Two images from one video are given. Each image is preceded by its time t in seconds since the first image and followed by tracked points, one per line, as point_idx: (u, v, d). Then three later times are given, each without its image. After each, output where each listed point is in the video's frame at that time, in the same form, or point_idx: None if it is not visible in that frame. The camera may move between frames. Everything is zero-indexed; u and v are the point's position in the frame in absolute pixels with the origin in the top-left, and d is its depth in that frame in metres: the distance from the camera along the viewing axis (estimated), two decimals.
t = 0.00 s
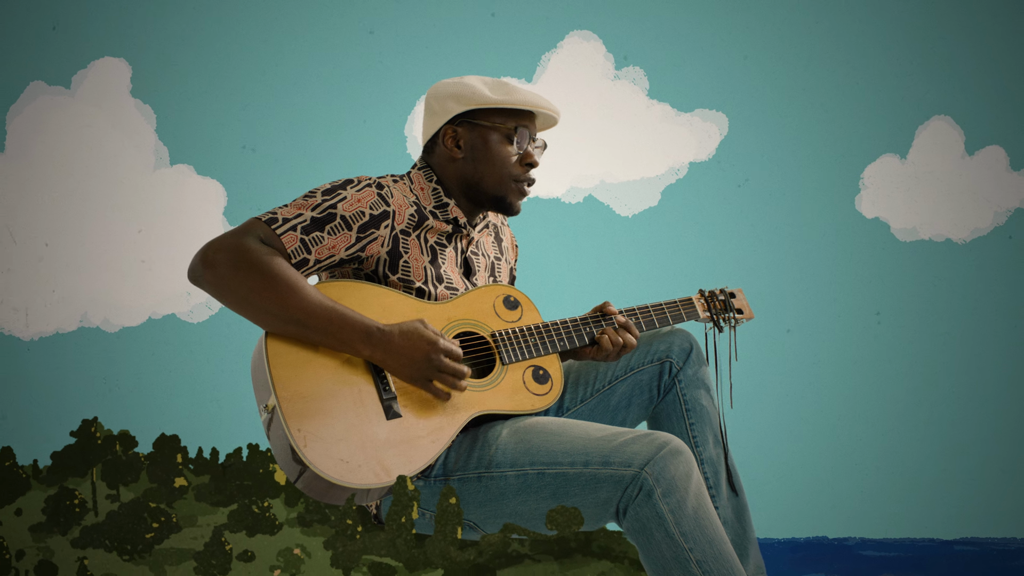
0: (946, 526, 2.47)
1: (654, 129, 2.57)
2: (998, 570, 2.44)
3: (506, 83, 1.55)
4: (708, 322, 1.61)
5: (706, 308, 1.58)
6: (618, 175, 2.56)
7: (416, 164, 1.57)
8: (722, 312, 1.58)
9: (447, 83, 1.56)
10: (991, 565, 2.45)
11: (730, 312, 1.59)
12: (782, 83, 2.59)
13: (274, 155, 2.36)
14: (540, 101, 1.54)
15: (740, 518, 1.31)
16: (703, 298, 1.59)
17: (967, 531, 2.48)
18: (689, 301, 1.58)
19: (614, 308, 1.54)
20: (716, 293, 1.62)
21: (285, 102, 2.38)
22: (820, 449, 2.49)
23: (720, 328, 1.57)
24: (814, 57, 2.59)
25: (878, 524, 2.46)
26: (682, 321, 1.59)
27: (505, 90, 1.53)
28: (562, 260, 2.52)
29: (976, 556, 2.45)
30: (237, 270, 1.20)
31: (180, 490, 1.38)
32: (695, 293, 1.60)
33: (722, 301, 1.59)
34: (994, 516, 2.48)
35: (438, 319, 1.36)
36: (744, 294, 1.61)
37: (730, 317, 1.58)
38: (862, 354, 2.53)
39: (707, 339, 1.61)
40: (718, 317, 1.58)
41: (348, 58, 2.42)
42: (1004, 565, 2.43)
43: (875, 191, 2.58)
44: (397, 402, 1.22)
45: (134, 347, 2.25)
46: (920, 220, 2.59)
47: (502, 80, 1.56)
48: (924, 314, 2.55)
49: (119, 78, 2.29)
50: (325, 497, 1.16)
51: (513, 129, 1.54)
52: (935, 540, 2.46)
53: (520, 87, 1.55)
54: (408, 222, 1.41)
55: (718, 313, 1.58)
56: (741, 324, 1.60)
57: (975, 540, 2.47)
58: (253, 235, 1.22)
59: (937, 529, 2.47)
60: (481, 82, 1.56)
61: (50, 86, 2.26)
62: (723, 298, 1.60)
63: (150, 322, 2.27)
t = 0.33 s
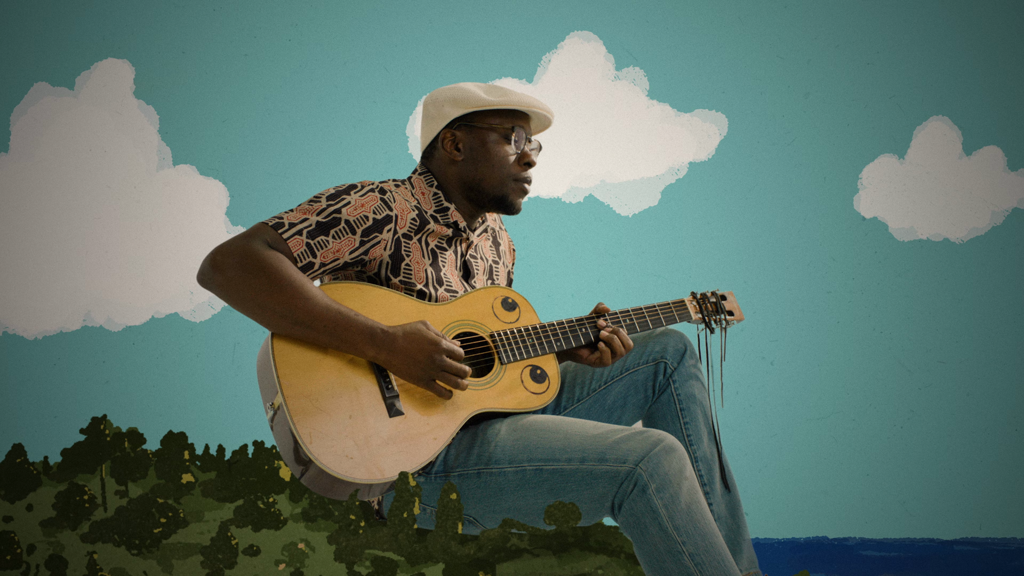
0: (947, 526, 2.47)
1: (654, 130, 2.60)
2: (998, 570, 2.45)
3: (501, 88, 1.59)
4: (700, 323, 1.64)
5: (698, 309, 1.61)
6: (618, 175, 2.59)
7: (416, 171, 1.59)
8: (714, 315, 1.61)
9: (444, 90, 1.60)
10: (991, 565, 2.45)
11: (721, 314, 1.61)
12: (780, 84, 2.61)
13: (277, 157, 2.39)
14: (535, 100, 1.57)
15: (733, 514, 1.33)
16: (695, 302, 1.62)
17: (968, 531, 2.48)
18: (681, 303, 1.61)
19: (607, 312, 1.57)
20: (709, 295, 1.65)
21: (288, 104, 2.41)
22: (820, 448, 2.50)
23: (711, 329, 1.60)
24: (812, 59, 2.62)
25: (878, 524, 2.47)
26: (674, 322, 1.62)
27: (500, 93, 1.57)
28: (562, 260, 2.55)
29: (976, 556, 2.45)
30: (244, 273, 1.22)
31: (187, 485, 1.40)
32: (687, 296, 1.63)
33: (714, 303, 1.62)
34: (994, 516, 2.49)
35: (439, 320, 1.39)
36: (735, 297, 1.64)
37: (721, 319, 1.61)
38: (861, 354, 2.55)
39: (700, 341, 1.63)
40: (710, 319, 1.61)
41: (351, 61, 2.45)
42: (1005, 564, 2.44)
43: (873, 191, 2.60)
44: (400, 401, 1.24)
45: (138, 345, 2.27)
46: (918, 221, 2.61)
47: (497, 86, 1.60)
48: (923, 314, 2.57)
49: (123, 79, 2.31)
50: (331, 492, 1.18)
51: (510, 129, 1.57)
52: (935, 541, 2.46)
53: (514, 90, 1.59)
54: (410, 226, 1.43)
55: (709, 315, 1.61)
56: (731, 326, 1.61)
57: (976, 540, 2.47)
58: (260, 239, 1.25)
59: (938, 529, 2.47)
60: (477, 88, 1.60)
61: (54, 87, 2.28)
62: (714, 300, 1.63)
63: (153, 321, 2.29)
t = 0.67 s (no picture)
0: (947, 527, 2.49)
1: (654, 130, 2.61)
2: (998, 569, 2.46)
3: (486, 87, 1.62)
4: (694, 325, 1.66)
5: (692, 312, 1.64)
6: (618, 174, 2.60)
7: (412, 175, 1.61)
8: (708, 317, 1.63)
9: (432, 95, 1.63)
10: (991, 565, 2.47)
11: (715, 316, 1.63)
12: (779, 85, 2.62)
13: (279, 158, 2.41)
14: (520, 95, 1.60)
15: (725, 511, 1.34)
16: (690, 303, 1.65)
17: (968, 532, 2.50)
18: (675, 306, 1.63)
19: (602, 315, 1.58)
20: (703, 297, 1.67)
21: (291, 105, 2.43)
22: (820, 448, 2.51)
23: (705, 331, 1.62)
24: (810, 60, 2.63)
25: (879, 524, 2.48)
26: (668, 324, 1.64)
27: (485, 92, 1.60)
28: (563, 260, 2.56)
29: (975, 556, 2.47)
30: (251, 274, 1.24)
31: (191, 483, 1.42)
32: (681, 298, 1.65)
33: (708, 305, 1.64)
34: (994, 516, 2.50)
35: (439, 321, 1.41)
36: (729, 299, 1.66)
37: (715, 321, 1.63)
38: (860, 354, 2.56)
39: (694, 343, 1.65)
40: (704, 321, 1.63)
41: (353, 63, 2.47)
42: (1004, 564, 2.46)
43: (872, 191, 2.61)
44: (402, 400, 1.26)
45: (140, 345, 2.29)
46: (917, 221, 2.62)
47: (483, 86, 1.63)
48: (922, 314, 2.58)
49: (126, 80, 2.33)
50: (333, 489, 1.21)
51: (499, 126, 1.59)
52: (935, 541, 2.48)
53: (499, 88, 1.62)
54: (411, 229, 1.45)
55: (703, 317, 1.63)
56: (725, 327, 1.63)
57: (976, 540, 2.50)
58: (267, 242, 1.27)
59: (938, 530, 2.49)
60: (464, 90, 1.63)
61: (57, 88, 2.29)
62: (708, 302, 1.64)
63: (155, 321, 2.30)
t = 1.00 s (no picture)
0: (947, 527, 2.50)
1: (655, 130, 2.63)
2: (998, 569, 2.47)
3: (484, 95, 1.63)
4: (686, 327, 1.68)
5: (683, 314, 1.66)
6: (618, 174, 2.62)
7: (414, 182, 1.62)
8: (699, 318, 1.65)
9: (430, 103, 1.64)
10: (991, 564, 2.48)
11: (707, 318, 1.65)
12: (778, 85, 2.63)
13: (281, 159, 2.43)
14: (519, 104, 1.61)
15: (718, 508, 1.36)
16: (681, 306, 1.67)
17: (968, 532, 2.51)
18: (668, 308, 1.65)
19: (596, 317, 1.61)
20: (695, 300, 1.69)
21: (293, 106, 2.44)
22: (818, 447, 2.53)
23: (697, 333, 1.64)
24: (809, 61, 2.65)
25: (878, 524, 2.49)
26: (661, 326, 1.66)
27: (484, 100, 1.61)
28: (563, 260, 2.57)
29: (975, 556, 2.48)
30: (254, 276, 1.26)
31: (195, 480, 1.44)
32: (674, 301, 1.68)
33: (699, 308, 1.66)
34: (993, 516, 2.51)
35: (439, 323, 1.42)
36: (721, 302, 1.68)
37: (706, 323, 1.65)
38: (859, 354, 2.58)
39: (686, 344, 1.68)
40: (696, 323, 1.65)
41: (356, 64, 2.49)
42: (1004, 564, 2.47)
43: (870, 191, 2.62)
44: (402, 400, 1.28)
45: (143, 343, 2.30)
46: (916, 221, 2.64)
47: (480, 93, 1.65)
48: (921, 314, 2.60)
49: (129, 81, 2.35)
50: (336, 484, 1.22)
51: (499, 134, 1.61)
52: (936, 541, 2.49)
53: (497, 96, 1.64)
54: (412, 234, 1.47)
55: (695, 318, 1.65)
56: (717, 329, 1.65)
57: (976, 540, 2.51)
58: (270, 245, 1.29)
59: (938, 530, 2.49)
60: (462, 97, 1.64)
61: (61, 89, 2.31)
62: (700, 304, 1.66)
63: (158, 319, 2.32)
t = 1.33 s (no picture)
0: (947, 527, 2.51)
1: (656, 129, 2.64)
2: (998, 569, 2.48)
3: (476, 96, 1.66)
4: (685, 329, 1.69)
5: (682, 316, 1.67)
6: (620, 173, 2.63)
7: (414, 185, 1.63)
8: (698, 320, 1.66)
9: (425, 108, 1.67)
10: (991, 564, 2.49)
11: (705, 320, 1.66)
12: (777, 86, 2.65)
13: (284, 159, 2.44)
14: (511, 102, 1.64)
15: (713, 507, 1.37)
16: (680, 307, 1.68)
17: (968, 532, 2.52)
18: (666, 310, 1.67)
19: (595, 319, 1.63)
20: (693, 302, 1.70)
21: (295, 107, 2.46)
22: (818, 447, 2.54)
23: (695, 334, 1.65)
24: (808, 62, 2.66)
25: (878, 524, 2.51)
26: (660, 327, 1.67)
27: (476, 99, 1.64)
28: (564, 261, 2.59)
29: (975, 555, 2.49)
30: (263, 276, 1.28)
31: (199, 478, 1.45)
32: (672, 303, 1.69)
33: (697, 310, 1.67)
34: (993, 516, 2.53)
35: (441, 324, 1.44)
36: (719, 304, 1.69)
37: (704, 325, 1.66)
38: (858, 354, 2.59)
39: (684, 345, 1.68)
40: (694, 324, 1.66)
41: (358, 66, 2.51)
42: (1004, 564, 2.48)
43: (869, 191, 2.64)
44: (406, 399, 1.30)
45: (145, 343, 2.32)
46: (915, 221, 2.65)
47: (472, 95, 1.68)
48: (921, 314, 2.61)
49: (132, 82, 2.37)
50: (342, 481, 1.24)
51: (492, 132, 1.64)
52: (935, 541, 2.50)
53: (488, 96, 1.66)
54: (416, 236, 1.49)
55: (693, 320, 1.66)
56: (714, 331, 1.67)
57: (976, 540, 2.52)
58: (278, 246, 1.31)
59: (937, 530, 2.51)
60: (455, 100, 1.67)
61: (65, 91, 2.33)
62: (698, 306, 1.68)
63: (161, 319, 2.34)
